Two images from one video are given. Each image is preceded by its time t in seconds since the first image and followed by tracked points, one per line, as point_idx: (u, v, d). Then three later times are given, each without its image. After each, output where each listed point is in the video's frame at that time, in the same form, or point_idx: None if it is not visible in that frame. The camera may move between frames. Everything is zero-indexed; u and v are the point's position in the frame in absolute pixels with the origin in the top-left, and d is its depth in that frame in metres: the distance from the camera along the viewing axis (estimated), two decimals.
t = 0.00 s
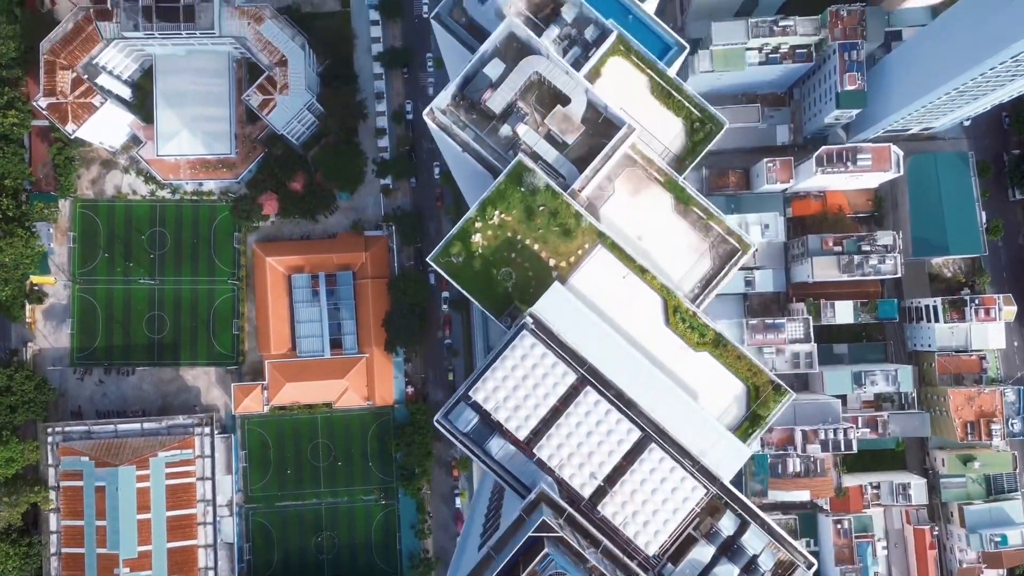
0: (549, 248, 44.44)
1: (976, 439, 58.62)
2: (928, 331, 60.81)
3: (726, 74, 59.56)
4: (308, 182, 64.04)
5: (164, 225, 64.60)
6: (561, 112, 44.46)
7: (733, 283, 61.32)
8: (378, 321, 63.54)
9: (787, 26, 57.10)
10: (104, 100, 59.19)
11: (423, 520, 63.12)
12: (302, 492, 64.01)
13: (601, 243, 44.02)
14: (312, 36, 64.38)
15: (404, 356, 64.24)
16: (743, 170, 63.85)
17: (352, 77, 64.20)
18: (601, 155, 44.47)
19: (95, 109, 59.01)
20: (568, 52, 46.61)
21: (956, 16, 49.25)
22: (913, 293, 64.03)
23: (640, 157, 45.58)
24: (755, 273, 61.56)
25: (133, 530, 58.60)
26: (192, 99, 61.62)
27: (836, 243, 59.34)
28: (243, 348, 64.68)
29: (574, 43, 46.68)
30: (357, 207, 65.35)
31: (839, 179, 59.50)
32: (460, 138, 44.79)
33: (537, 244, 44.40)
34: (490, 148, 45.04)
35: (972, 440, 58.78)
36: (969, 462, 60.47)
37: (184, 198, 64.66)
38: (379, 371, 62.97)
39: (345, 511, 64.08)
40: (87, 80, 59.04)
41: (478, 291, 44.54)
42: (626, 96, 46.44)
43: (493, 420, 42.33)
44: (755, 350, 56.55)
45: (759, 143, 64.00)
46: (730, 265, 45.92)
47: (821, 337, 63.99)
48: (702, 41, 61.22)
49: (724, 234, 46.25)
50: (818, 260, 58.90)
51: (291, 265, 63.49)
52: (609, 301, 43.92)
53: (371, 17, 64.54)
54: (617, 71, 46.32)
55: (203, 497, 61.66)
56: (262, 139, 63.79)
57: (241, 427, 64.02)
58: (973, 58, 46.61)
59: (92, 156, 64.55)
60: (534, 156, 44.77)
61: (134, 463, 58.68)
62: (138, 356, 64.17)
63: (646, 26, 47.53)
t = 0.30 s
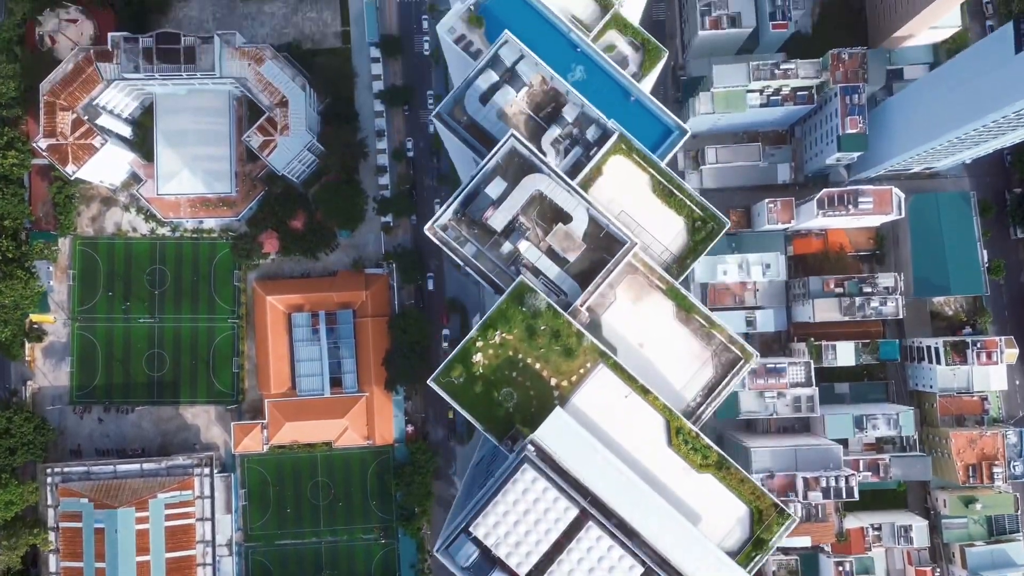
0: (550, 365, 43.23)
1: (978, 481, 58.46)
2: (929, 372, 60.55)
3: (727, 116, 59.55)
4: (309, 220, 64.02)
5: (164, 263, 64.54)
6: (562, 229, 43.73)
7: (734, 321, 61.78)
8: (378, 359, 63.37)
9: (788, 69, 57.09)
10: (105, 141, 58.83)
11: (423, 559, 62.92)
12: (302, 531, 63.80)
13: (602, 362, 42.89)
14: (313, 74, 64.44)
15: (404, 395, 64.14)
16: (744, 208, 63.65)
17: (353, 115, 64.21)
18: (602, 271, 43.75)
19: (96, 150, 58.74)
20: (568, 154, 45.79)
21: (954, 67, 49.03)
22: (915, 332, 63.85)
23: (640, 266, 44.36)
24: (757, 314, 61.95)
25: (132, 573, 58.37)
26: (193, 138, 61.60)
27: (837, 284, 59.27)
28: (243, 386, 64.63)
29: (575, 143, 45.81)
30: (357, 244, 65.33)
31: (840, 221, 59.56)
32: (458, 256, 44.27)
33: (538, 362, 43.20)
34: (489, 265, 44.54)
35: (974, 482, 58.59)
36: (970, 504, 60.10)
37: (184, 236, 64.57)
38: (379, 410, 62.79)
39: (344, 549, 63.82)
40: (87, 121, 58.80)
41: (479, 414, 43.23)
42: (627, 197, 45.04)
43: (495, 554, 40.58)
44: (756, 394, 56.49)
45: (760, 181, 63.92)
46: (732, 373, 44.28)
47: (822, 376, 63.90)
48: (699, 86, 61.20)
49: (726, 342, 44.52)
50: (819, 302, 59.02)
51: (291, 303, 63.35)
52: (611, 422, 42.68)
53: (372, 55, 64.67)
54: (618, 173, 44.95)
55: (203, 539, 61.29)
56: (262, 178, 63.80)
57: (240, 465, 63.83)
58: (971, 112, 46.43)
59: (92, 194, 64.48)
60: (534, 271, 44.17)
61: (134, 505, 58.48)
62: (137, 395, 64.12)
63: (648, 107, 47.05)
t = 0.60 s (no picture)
0: (551, 493, 39.25)
1: (979, 527, 58.19)
2: (931, 415, 60.39)
3: (727, 158, 59.57)
4: (309, 259, 63.96)
5: (164, 302, 64.44)
6: (563, 350, 39.87)
7: (735, 364, 60.62)
8: (378, 399, 63.21)
9: (789, 114, 56.92)
10: (105, 183, 58.75)
11: None
12: (301, 571, 63.66)
13: (605, 489, 38.76)
14: (314, 113, 64.41)
15: (404, 435, 63.91)
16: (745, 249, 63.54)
17: (354, 154, 64.12)
18: (606, 392, 39.45)
19: (96, 193, 58.66)
20: (569, 259, 41.99)
21: (953, 122, 49.04)
22: (915, 373, 63.68)
23: (643, 379, 40.16)
24: (757, 355, 61.15)
25: None
26: (193, 178, 61.55)
27: (838, 327, 59.45)
28: (243, 426, 64.53)
29: (576, 247, 42.14)
30: (357, 283, 65.25)
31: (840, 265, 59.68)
32: (457, 377, 39.77)
33: (539, 490, 39.29)
34: (489, 386, 40.04)
35: (975, 527, 58.31)
36: (971, 548, 59.72)
37: (184, 275, 64.44)
38: (379, 450, 62.64)
39: None
40: (87, 163, 58.75)
41: (476, 542, 39.32)
42: (629, 303, 41.26)
43: None
44: (756, 440, 56.36)
45: (761, 221, 63.93)
46: (735, 491, 40.21)
47: (822, 417, 63.54)
48: (699, 129, 62.05)
49: (730, 457, 40.34)
50: (821, 346, 58.94)
51: (291, 343, 63.20)
52: (616, 554, 38.42)
53: (373, 94, 64.73)
54: (618, 277, 41.24)
55: None
56: (262, 217, 63.77)
57: (240, 505, 63.68)
58: (973, 170, 46.38)
59: (93, 233, 64.38)
60: (534, 392, 39.83)
61: (133, 547, 58.36)
62: (136, 434, 64.04)
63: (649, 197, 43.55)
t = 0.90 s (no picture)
0: None
1: (980, 573, 57.92)
2: (932, 459, 60.10)
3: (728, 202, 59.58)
4: (309, 299, 64.00)
5: (164, 340, 64.38)
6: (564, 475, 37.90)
7: (735, 407, 60.91)
8: (378, 439, 62.98)
9: (790, 160, 57.07)
10: (105, 225, 58.73)
11: None
12: None
13: None
14: (315, 152, 64.40)
15: (403, 475, 63.81)
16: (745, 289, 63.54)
17: (354, 193, 64.01)
18: (608, 513, 37.59)
19: (96, 236, 58.66)
20: (569, 362, 40.32)
21: (948, 179, 49.59)
22: (916, 414, 63.89)
23: (645, 493, 38.05)
24: (758, 397, 60.99)
25: None
26: (193, 219, 61.52)
27: (839, 371, 59.18)
28: (242, 465, 64.43)
29: (576, 350, 40.51)
30: (358, 322, 65.20)
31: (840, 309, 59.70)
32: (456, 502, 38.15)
33: None
34: (488, 509, 38.30)
35: (977, 574, 58.02)
36: None
37: (184, 313, 64.38)
38: (378, 491, 62.51)
39: None
40: (87, 205, 58.75)
41: None
42: (629, 407, 39.56)
43: None
44: (757, 487, 56.30)
45: (761, 261, 63.90)
46: None
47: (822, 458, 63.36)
48: (701, 171, 62.61)
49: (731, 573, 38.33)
50: (821, 390, 58.80)
51: (291, 382, 63.08)
52: None
53: (374, 133, 64.88)
54: (619, 380, 39.70)
55: None
56: (263, 256, 63.82)
57: (239, 545, 63.57)
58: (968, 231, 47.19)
59: (93, 271, 64.39)
60: (534, 516, 37.87)
61: None
62: (135, 473, 64.01)
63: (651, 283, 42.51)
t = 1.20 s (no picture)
0: None
1: None
2: (932, 504, 59.99)
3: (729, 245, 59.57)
4: (309, 338, 63.97)
5: (163, 378, 64.31)
6: None
7: (734, 450, 60.74)
8: (376, 479, 62.75)
9: (791, 207, 57.13)
10: (105, 266, 58.83)
11: None
12: None
13: None
14: (316, 191, 64.46)
15: (402, 514, 63.75)
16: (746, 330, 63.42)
17: (355, 232, 64.01)
18: None
19: (96, 276, 58.86)
20: (569, 468, 42.10)
21: (948, 232, 49.52)
22: (917, 457, 63.81)
23: None
24: (758, 440, 60.85)
25: None
26: (193, 259, 61.45)
27: (838, 417, 59.12)
28: (241, 503, 64.31)
29: (576, 456, 42.22)
30: (357, 360, 65.13)
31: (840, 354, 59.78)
32: None
33: None
34: None
35: None
36: None
37: (184, 351, 64.30)
38: (377, 531, 62.43)
39: None
40: (87, 246, 58.73)
41: None
42: (629, 512, 42.37)
43: None
44: (756, 534, 56.28)
45: (761, 303, 63.85)
46: None
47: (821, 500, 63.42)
48: (701, 213, 62.71)
49: None
50: (821, 436, 58.69)
51: (290, 422, 62.94)
52: None
53: (375, 171, 64.94)
54: (618, 486, 42.43)
55: None
56: (263, 294, 63.89)
57: None
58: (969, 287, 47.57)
59: (92, 308, 64.36)
60: None
61: None
62: (134, 511, 63.99)
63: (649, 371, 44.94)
